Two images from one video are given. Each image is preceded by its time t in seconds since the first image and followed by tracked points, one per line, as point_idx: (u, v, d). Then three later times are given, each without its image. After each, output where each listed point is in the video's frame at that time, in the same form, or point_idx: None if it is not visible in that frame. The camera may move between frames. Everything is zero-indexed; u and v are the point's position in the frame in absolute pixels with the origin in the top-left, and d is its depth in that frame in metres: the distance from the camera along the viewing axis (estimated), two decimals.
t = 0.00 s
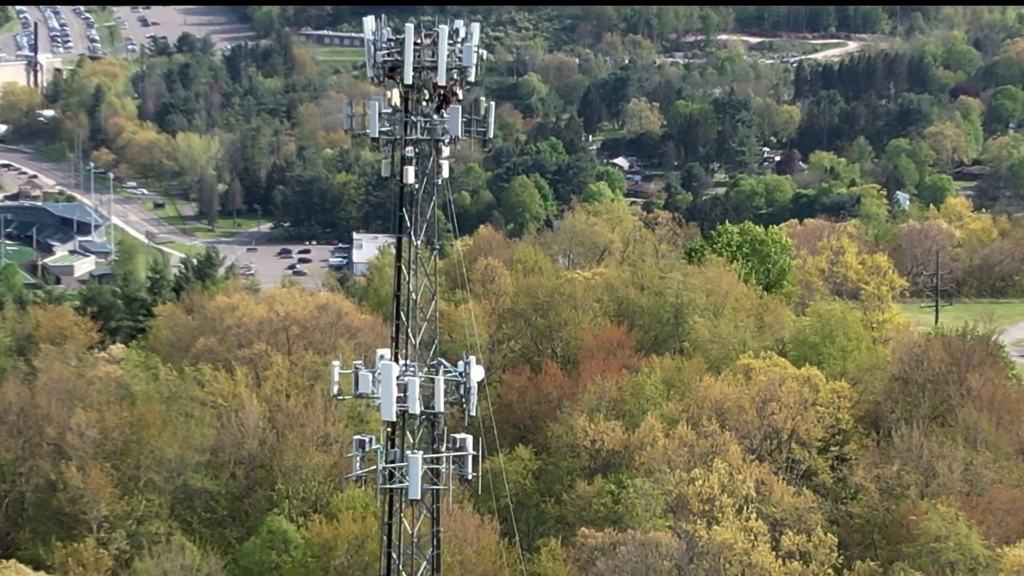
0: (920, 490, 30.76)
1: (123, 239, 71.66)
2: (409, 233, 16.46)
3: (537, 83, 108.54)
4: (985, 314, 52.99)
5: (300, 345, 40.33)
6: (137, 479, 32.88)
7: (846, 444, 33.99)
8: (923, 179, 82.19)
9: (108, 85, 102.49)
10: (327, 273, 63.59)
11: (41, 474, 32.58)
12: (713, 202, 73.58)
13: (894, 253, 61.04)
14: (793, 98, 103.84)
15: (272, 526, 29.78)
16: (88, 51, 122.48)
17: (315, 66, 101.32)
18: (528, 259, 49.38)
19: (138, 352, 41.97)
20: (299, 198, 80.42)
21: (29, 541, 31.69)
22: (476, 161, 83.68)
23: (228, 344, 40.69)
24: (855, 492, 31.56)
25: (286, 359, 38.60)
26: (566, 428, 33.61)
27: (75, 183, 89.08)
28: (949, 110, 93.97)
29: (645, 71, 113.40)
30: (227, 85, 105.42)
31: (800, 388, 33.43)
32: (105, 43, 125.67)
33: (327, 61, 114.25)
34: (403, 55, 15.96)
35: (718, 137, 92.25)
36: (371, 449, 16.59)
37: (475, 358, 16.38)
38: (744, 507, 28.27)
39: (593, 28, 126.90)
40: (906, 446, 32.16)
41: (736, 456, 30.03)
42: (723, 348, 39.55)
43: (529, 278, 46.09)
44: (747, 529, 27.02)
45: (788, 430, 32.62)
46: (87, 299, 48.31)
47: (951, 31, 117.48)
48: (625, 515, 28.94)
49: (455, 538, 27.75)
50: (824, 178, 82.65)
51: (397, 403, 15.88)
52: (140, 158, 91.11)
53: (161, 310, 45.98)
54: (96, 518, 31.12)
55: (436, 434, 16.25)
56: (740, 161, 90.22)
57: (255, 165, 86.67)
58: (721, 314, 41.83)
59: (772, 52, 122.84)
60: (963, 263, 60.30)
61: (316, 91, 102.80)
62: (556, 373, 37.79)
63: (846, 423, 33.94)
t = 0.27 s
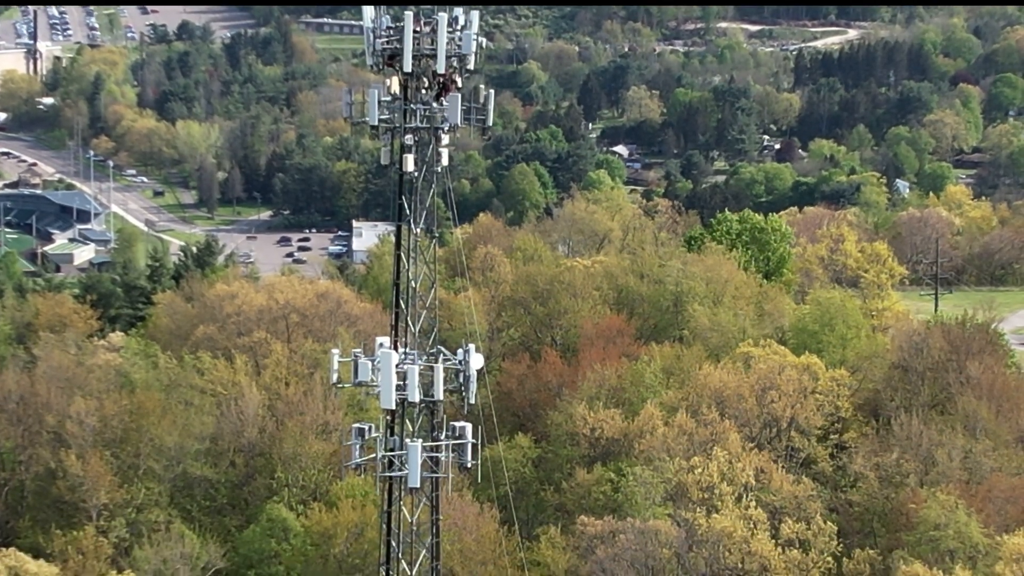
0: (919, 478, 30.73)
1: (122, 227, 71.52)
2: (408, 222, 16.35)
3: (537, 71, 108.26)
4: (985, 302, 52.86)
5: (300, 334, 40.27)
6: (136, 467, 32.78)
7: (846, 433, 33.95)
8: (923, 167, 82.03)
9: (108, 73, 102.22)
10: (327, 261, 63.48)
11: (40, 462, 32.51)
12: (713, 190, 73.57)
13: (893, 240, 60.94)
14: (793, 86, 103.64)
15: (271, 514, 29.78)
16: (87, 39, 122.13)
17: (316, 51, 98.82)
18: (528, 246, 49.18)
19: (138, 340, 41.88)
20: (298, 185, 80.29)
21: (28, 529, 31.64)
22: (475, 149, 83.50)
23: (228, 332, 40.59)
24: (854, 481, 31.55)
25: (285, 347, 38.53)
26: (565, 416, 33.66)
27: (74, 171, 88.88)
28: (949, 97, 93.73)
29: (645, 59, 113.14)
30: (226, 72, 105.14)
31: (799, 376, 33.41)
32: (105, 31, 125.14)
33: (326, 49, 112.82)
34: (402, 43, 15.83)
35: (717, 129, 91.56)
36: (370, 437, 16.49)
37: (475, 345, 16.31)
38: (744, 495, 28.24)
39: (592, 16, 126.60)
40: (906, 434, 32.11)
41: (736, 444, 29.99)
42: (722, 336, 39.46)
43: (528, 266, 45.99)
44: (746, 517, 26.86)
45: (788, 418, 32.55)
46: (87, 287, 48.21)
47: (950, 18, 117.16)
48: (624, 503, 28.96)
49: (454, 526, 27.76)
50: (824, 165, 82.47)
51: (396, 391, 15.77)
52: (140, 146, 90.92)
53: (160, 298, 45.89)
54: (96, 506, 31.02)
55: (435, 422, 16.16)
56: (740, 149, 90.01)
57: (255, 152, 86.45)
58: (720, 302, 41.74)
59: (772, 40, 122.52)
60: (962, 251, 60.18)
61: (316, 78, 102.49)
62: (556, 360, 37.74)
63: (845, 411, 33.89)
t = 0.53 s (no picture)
0: (919, 466, 30.68)
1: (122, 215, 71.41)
2: (408, 210, 16.30)
3: (537, 59, 108.00)
4: (984, 290, 52.77)
5: (299, 322, 40.22)
6: (136, 455, 32.75)
7: (845, 421, 33.92)
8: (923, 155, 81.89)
9: (107, 61, 101.94)
10: (326, 249, 63.38)
11: (40, 450, 32.49)
12: (711, 177, 73.99)
13: (892, 229, 60.85)
14: (792, 74, 103.40)
15: (271, 502, 29.76)
16: (87, 27, 121.82)
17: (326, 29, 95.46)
18: (527, 235, 48.97)
19: (138, 328, 41.80)
20: (298, 173, 80.52)
21: (27, 517, 31.61)
22: (475, 137, 83.32)
23: (227, 320, 40.52)
24: (854, 469, 31.48)
25: (285, 335, 38.46)
26: (565, 403, 33.68)
27: (74, 159, 88.70)
28: (949, 86, 93.49)
29: (645, 47, 112.87)
30: (225, 60, 104.85)
31: (799, 364, 33.37)
32: (105, 19, 124.64)
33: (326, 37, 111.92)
34: (402, 31, 15.70)
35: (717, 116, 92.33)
36: (370, 425, 16.37)
37: (474, 334, 16.24)
38: (743, 483, 28.21)
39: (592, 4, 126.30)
40: (905, 422, 32.06)
41: (735, 432, 29.96)
42: (721, 324, 39.39)
43: (528, 254, 45.89)
44: (745, 504, 26.81)
45: (787, 406, 32.47)
46: (86, 275, 48.13)
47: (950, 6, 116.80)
48: (624, 491, 28.92)
49: (454, 514, 27.80)
50: (824, 153, 82.29)
51: (395, 379, 15.69)
52: (140, 134, 90.76)
53: (159, 286, 45.80)
54: (95, 494, 30.97)
55: (434, 410, 16.10)
56: (740, 138, 89.85)
57: (254, 141, 86.23)
58: (720, 290, 41.63)
59: (772, 27, 122.19)
60: (962, 239, 60.07)
61: (315, 67, 102.12)
62: (555, 348, 37.69)
63: (844, 399, 33.85)
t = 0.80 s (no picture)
0: (919, 454, 30.64)
1: (122, 202, 71.30)
2: (407, 197, 16.15)
3: (536, 46, 107.72)
4: (984, 277, 52.70)
5: (299, 309, 40.15)
6: (135, 442, 32.74)
7: (844, 408, 33.95)
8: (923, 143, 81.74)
9: (106, 48, 101.69)
10: (326, 237, 63.30)
11: (39, 437, 32.45)
12: (711, 164, 73.79)
13: (892, 216, 60.82)
14: (792, 61, 103.18)
15: (270, 490, 29.72)
16: (87, 15, 121.63)
17: (314, 7, 91.39)
18: (527, 222, 48.76)
19: (137, 315, 41.73)
20: (297, 160, 79.98)
21: (27, 504, 31.59)
22: (474, 124, 83.12)
23: (227, 307, 40.43)
24: (853, 456, 31.52)
25: (284, 323, 38.39)
26: (565, 391, 33.57)
27: (74, 146, 88.59)
28: (949, 73, 93.21)
29: (646, 34, 112.61)
30: (225, 47, 104.55)
31: (798, 351, 33.29)
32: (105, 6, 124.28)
33: (325, 24, 112.22)
34: (402, 18, 15.56)
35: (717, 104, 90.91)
36: (369, 413, 16.24)
37: (473, 321, 16.16)
38: (743, 471, 28.19)
39: None
40: (905, 409, 32.04)
41: (735, 419, 29.92)
42: (721, 311, 39.31)
43: (527, 242, 45.79)
44: (745, 492, 26.79)
45: (787, 393, 32.43)
46: (85, 262, 48.04)
47: None
48: (623, 478, 28.83)
49: (453, 502, 27.85)
50: (824, 141, 82.10)
51: (394, 366, 15.59)
52: (139, 121, 90.65)
53: (159, 274, 45.73)
54: (95, 481, 30.91)
55: (434, 398, 16.02)
56: (739, 125, 89.02)
57: (254, 128, 85.96)
58: (719, 278, 41.57)
59: (772, 15, 121.88)
60: (961, 227, 59.97)
61: (315, 54, 102.04)
62: (555, 336, 37.62)
63: (843, 386, 33.82)
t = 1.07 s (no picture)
0: (918, 442, 30.63)
1: (121, 189, 71.21)
2: (406, 185, 16.01)
3: (536, 34, 107.41)
4: (984, 264, 52.60)
5: (298, 297, 40.06)
6: (135, 430, 32.70)
7: (844, 395, 33.91)
8: (923, 130, 81.59)
9: (106, 35, 101.37)
10: (325, 224, 63.21)
11: (39, 425, 32.42)
12: (711, 151, 73.66)
13: (892, 204, 60.80)
14: (792, 49, 102.91)
15: (270, 477, 29.67)
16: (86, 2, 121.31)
17: None
18: (526, 210, 48.57)
19: (137, 303, 41.65)
20: (297, 148, 79.82)
21: (27, 492, 31.55)
22: (474, 112, 82.92)
23: (226, 295, 40.34)
24: (853, 444, 31.42)
25: (284, 310, 38.32)
26: (564, 378, 33.52)
27: (73, 133, 88.38)
28: (949, 61, 92.90)
29: (645, 21, 112.30)
30: (224, 34, 104.16)
31: (797, 338, 33.28)
32: None
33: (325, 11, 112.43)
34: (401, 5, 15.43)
35: (716, 90, 90.53)
36: (369, 400, 16.14)
37: (473, 309, 16.08)
38: (743, 458, 28.18)
39: None
40: (904, 396, 32.06)
41: (734, 406, 29.90)
42: (720, 299, 39.24)
43: (527, 229, 45.69)
44: (745, 480, 26.79)
45: (786, 380, 32.42)
46: (84, 250, 47.92)
47: None
48: (623, 466, 28.75)
49: (453, 490, 27.94)
50: (824, 128, 81.90)
51: (394, 353, 15.51)
52: (139, 108, 90.35)
53: (158, 261, 45.64)
54: (95, 469, 30.87)
55: (434, 385, 15.95)
56: (739, 112, 88.66)
57: (254, 115, 85.73)
58: (719, 265, 41.48)
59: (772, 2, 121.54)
60: (961, 214, 59.87)
61: (315, 41, 101.63)
62: (555, 323, 37.57)
63: (843, 373, 33.77)
